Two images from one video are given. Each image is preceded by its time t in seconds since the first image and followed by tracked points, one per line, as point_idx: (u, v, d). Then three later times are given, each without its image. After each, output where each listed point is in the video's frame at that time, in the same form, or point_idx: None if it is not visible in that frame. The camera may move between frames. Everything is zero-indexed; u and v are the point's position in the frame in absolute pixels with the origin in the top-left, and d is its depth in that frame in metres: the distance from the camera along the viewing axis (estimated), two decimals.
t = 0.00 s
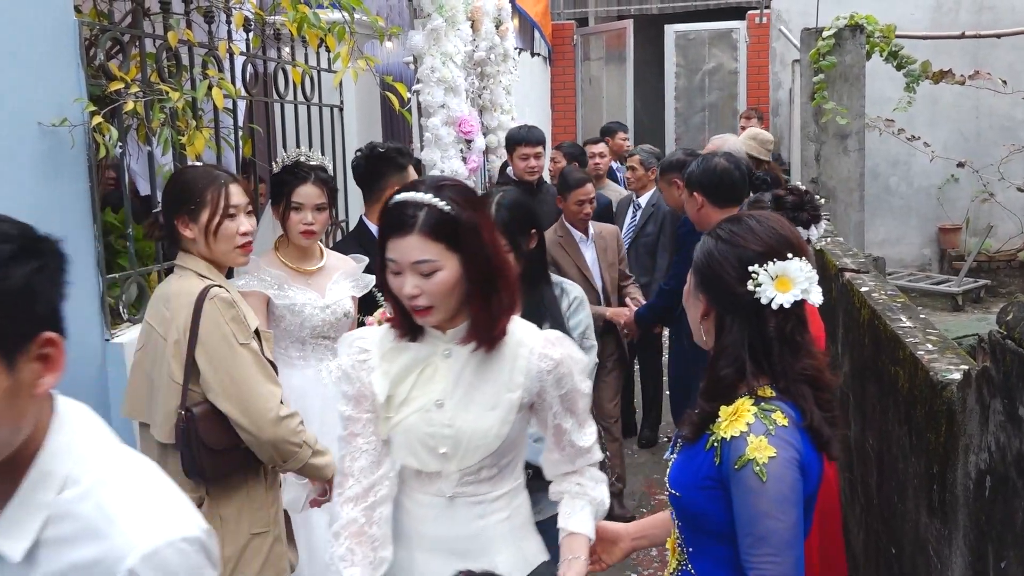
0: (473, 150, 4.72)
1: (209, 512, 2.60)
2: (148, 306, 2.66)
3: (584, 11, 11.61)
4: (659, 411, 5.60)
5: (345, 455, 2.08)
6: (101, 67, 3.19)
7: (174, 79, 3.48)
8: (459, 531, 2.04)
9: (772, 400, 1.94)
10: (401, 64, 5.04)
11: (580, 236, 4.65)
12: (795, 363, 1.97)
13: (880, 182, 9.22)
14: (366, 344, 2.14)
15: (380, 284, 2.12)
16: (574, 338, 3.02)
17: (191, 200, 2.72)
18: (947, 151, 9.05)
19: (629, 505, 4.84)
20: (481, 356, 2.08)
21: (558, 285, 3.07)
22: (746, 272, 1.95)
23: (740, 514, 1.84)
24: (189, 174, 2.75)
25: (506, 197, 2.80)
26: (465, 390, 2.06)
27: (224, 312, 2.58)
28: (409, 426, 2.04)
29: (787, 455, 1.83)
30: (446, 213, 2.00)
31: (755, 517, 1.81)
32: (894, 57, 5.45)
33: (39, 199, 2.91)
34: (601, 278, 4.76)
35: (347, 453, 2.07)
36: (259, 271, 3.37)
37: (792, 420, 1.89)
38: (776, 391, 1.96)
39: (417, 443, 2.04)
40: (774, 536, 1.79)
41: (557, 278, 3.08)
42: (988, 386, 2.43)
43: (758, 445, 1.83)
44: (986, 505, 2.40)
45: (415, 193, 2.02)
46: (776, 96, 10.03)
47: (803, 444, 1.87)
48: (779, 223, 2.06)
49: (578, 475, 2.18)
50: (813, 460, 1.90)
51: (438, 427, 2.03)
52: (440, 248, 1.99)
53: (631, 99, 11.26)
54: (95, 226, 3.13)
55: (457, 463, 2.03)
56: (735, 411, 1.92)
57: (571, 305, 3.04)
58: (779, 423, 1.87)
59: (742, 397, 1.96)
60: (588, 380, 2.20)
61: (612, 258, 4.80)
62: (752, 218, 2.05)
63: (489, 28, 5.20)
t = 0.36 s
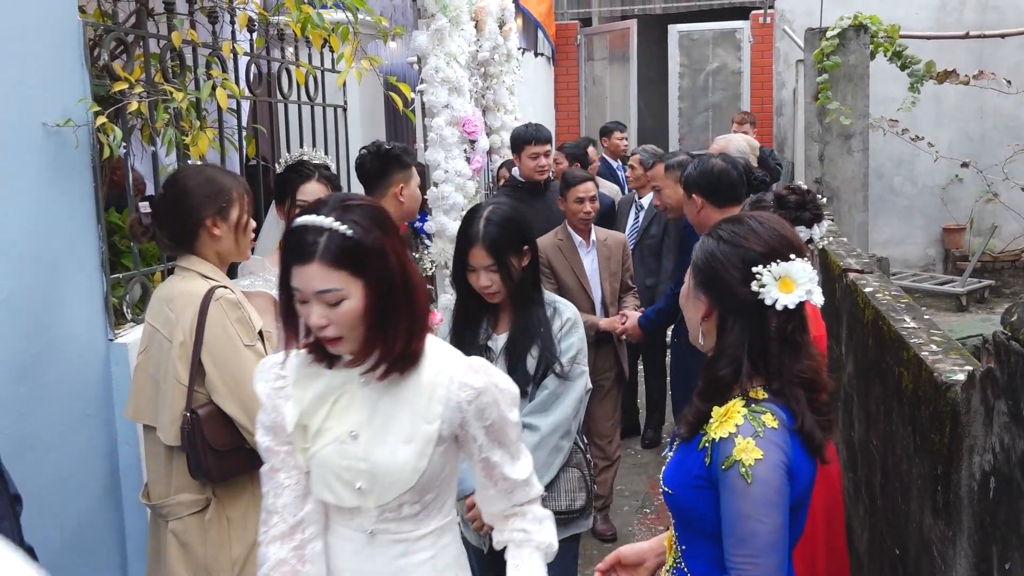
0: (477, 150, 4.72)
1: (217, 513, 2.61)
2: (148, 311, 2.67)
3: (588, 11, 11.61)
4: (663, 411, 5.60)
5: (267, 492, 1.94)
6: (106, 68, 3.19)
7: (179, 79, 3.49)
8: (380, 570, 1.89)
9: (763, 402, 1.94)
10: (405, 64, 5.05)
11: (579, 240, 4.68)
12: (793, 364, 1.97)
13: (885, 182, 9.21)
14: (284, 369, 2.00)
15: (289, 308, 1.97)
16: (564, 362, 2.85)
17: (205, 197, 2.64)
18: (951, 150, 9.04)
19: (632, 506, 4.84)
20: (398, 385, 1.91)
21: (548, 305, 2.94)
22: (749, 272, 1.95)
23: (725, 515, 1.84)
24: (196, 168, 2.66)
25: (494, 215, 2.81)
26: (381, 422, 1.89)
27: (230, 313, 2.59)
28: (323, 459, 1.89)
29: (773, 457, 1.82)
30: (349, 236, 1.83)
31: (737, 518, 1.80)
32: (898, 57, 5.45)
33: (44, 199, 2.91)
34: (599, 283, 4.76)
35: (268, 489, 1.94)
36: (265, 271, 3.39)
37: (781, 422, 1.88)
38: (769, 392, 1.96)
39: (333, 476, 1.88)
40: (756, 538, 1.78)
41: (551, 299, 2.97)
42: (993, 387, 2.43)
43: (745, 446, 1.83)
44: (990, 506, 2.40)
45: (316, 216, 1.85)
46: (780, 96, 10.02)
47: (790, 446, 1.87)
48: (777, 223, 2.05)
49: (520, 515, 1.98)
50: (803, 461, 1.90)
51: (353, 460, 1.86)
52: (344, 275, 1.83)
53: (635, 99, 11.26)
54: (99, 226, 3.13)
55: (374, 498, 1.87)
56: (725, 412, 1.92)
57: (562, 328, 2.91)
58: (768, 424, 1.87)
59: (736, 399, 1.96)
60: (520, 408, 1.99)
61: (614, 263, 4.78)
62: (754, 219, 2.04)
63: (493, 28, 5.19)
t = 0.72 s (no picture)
0: (479, 144, 4.71)
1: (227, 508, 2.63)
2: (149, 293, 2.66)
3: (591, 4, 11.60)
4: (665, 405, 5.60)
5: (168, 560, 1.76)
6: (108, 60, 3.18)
7: (181, 71, 3.48)
8: None
9: (773, 387, 1.94)
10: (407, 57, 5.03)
11: (571, 237, 4.63)
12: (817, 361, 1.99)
13: (888, 177, 9.19)
14: (189, 421, 1.81)
15: (194, 350, 1.77)
16: (561, 370, 2.76)
17: (225, 200, 2.66)
18: (954, 145, 9.02)
19: (634, 500, 4.84)
20: (325, 434, 1.73)
21: (543, 306, 2.85)
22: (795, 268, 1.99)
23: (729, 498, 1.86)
24: (218, 167, 2.70)
25: (483, 216, 2.72)
26: (297, 478, 1.71)
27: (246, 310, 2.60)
28: (235, 522, 1.72)
29: (784, 442, 1.85)
30: (257, 265, 1.64)
31: (743, 502, 1.83)
32: (902, 51, 5.43)
33: (46, 191, 2.91)
34: (592, 280, 4.70)
35: (170, 556, 1.76)
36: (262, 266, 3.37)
37: (791, 407, 1.90)
38: (779, 379, 1.97)
39: (246, 543, 1.71)
40: (760, 522, 1.82)
41: (546, 300, 2.87)
42: (996, 381, 2.42)
43: (756, 431, 1.85)
44: (993, 500, 2.40)
45: (222, 240, 1.66)
46: (784, 90, 10.01)
47: (801, 431, 1.89)
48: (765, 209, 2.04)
49: None
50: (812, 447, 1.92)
51: (267, 524, 1.69)
52: (250, 309, 1.63)
53: (638, 93, 11.25)
54: (101, 218, 3.13)
55: (292, 566, 1.68)
56: (737, 398, 1.92)
57: (559, 332, 2.82)
58: (780, 410, 1.88)
59: (746, 385, 1.95)
60: (453, 460, 1.82)
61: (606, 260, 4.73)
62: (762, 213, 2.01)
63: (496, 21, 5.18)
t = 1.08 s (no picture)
0: (477, 131, 4.70)
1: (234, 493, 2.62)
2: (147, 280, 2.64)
3: None
4: (664, 392, 5.61)
5: None
6: (104, 47, 3.17)
7: (178, 58, 3.47)
8: None
9: (789, 367, 1.96)
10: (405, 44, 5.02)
11: (549, 232, 4.37)
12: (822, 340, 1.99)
13: (886, 163, 9.20)
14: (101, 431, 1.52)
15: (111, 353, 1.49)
16: (546, 373, 2.76)
17: (222, 190, 2.63)
18: (953, 132, 9.02)
19: (633, 487, 4.85)
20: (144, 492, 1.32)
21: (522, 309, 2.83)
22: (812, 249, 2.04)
23: (762, 479, 1.87)
24: (214, 155, 2.66)
25: (453, 218, 2.68)
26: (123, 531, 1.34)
27: (247, 292, 2.58)
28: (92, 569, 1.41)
29: (813, 420, 1.87)
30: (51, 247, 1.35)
31: (778, 481, 1.84)
32: (901, 37, 5.42)
33: (43, 179, 2.90)
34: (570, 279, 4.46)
35: None
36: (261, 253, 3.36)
37: (812, 386, 1.93)
38: (792, 358, 1.99)
39: None
40: (796, 501, 1.83)
41: (525, 302, 2.85)
42: (995, 366, 2.42)
43: (787, 410, 1.86)
44: (992, 485, 2.40)
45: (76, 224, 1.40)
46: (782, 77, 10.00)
47: (824, 410, 1.92)
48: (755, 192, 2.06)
49: None
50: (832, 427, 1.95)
51: None
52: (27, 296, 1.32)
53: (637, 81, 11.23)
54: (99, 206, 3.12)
55: None
56: (759, 380, 1.93)
57: (541, 334, 2.81)
58: (804, 388, 1.91)
59: (762, 366, 1.97)
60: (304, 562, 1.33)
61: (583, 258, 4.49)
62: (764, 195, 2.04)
63: (494, 8, 5.17)
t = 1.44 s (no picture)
0: (473, 126, 4.69)
1: (232, 484, 2.62)
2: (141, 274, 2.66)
3: None
4: (659, 388, 5.62)
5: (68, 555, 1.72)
6: (98, 40, 3.16)
7: (172, 52, 3.46)
8: None
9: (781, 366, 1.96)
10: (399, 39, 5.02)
11: (541, 236, 3.99)
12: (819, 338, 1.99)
13: (881, 160, 9.21)
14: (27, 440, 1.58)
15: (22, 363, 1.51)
16: (478, 396, 2.17)
17: (212, 181, 2.61)
18: (947, 128, 9.03)
19: (627, 482, 4.85)
20: None
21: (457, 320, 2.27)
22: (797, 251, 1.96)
23: (747, 479, 1.87)
24: (205, 149, 2.63)
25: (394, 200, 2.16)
26: None
27: (243, 288, 2.59)
28: None
29: (799, 421, 1.86)
30: None
31: (761, 480, 1.84)
32: (896, 33, 5.42)
33: (37, 174, 2.89)
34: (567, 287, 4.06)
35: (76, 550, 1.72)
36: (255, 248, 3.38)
37: (802, 386, 1.92)
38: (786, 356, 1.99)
39: None
40: (779, 502, 1.82)
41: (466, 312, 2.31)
42: (989, 361, 2.43)
43: (772, 410, 1.86)
44: (986, 480, 2.41)
45: None
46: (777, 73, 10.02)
47: (812, 410, 1.91)
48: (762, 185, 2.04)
49: None
50: (822, 426, 1.94)
51: None
52: None
53: (632, 77, 11.24)
54: (94, 200, 3.12)
55: None
56: (747, 378, 1.93)
57: (477, 352, 2.22)
58: (792, 388, 1.90)
59: (754, 364, 1.97)
60: None
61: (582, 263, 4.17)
62: (762, 191, 1.99)
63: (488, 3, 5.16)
